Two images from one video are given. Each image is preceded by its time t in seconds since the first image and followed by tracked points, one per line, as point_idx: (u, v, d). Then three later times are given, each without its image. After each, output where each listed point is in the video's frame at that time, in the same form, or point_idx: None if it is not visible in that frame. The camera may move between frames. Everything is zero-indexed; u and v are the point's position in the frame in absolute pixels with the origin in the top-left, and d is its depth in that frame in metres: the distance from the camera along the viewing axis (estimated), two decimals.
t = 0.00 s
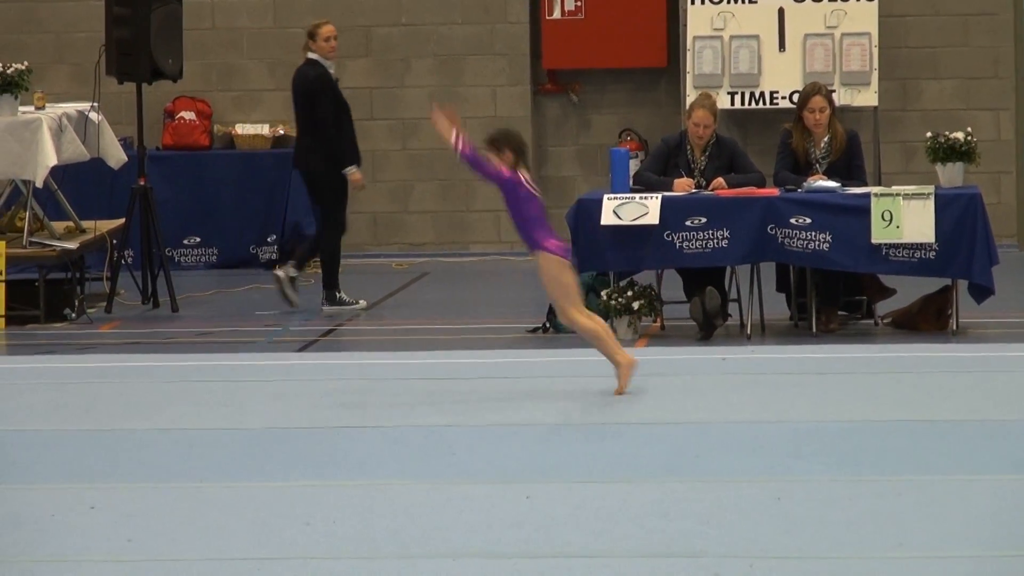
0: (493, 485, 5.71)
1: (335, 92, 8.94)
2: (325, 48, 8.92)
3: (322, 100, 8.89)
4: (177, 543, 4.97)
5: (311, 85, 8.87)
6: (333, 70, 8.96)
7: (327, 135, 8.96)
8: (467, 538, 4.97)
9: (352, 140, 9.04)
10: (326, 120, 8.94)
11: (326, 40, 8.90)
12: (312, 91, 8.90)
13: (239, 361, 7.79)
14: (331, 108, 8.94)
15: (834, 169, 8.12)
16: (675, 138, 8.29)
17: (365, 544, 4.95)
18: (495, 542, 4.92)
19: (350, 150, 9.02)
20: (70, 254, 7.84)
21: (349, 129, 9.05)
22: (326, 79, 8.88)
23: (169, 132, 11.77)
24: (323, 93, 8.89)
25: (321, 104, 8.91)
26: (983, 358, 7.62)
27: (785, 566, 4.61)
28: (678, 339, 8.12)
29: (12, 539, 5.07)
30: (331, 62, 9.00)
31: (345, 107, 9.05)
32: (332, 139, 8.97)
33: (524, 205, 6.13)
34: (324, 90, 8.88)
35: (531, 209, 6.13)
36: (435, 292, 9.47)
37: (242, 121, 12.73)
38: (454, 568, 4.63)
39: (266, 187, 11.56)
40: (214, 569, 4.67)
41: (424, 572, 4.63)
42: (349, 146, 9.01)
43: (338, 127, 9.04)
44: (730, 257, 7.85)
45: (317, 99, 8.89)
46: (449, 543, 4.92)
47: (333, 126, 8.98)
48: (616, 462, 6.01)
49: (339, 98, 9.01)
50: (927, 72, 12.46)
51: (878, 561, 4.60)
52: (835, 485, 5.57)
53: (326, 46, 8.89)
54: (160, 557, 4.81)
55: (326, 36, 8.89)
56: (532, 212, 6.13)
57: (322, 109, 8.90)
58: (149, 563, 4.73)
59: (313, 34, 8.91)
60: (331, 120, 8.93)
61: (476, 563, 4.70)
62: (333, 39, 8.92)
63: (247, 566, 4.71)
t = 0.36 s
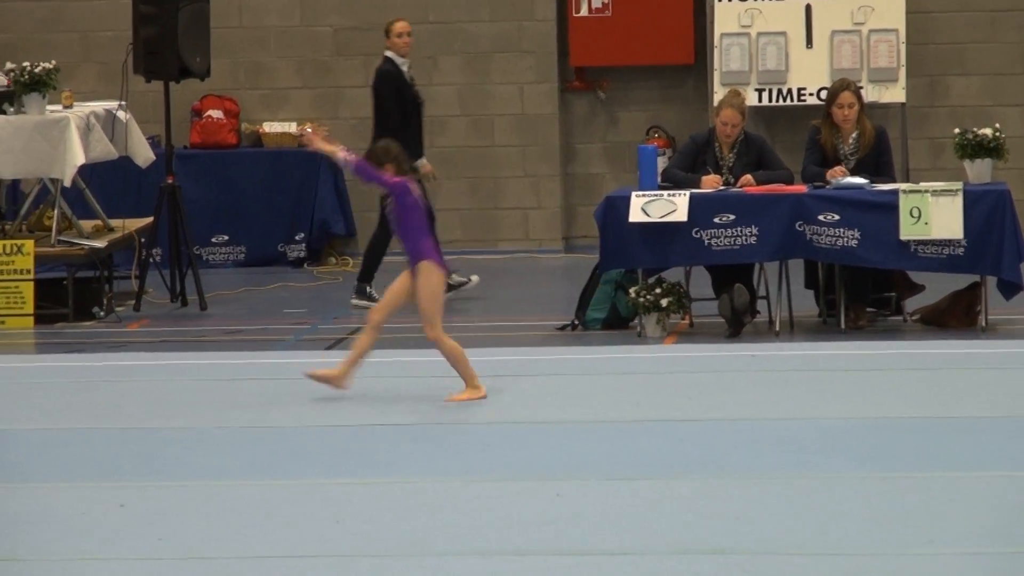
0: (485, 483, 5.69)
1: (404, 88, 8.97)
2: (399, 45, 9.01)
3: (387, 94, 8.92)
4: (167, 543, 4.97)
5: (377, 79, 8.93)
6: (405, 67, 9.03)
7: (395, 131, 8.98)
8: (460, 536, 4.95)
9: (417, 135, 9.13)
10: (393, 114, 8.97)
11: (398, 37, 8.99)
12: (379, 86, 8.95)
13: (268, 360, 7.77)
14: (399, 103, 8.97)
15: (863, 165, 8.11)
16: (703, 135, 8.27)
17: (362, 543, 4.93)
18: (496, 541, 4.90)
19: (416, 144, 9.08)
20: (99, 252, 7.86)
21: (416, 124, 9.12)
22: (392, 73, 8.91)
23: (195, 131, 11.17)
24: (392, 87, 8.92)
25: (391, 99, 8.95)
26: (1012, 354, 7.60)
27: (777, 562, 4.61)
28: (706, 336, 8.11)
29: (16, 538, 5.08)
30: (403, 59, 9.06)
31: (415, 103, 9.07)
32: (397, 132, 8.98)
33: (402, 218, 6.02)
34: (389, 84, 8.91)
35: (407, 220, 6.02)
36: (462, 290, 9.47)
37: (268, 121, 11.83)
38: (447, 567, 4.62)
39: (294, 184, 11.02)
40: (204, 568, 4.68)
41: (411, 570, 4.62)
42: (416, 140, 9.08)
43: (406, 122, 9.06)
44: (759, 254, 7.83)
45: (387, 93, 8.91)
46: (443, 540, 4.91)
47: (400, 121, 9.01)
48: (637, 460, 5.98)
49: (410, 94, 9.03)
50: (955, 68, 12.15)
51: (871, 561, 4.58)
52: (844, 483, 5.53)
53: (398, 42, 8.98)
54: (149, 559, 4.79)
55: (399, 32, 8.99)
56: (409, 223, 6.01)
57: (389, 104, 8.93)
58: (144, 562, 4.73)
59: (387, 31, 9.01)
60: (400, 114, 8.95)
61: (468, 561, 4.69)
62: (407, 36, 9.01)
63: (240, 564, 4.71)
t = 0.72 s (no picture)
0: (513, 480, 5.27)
1: (533, 80, 8.84)
2: (530, 35, 8.81)
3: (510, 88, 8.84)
4: (128, 536, 4.54)
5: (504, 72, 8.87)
6: (536, 58, 8.86)
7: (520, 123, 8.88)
8: (455, 534, 4.49)
9: (544, 128, 8.94)
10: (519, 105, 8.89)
11: (526, 28, 8.79)
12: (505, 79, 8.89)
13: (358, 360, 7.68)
14: (524, 97, 8.86)
15: (948, 161, 8.09)
16: (787, 132, 8.29)
17: (349, 539, 4.48)
18: (504, 539, 4.43)
19: (539, 137, 8.90)
20: (185, 250, 7.86)
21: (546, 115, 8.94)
22: (515, 65, 8.79)
23: (281, 128, 11.04)
24: (518, 78, 8.80)
25: (520, 93, 8.85)
26: None
27: (796, 561, 4.14)
28: (794, 332, 8.10)
29: None
30: (536, 49, 8.89)
31: (544, 96, 8.91)
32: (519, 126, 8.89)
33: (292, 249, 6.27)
34: (511, 76, 8.80)
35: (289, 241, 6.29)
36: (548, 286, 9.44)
37: (353, 118, 11.76)
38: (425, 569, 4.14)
39: (376, 183, 10.86)
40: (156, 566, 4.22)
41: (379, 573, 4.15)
42: (539, 134, 8.89)
43: (534, 115, 8.91)
44: (846, 252, 7.83)
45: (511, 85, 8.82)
46: (412, 539, 4.44)
47: (525, 114, 8.89)
48: (708, 451, 5.60)
49: (540, 86, 8.89)
50: None
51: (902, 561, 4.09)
52: (907, 478, 5.02)
53: (527, 33, 8.80)
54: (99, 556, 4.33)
55: (527, 23, 8.80)
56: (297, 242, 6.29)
57: (514, 95, 8.84)
58: (91, 560, 4.29)
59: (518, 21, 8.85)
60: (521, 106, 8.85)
61: (449, 563, 4.20)
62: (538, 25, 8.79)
63: (206, 564, 4.27)
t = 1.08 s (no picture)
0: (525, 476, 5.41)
1: (759, 76, 8.91)
2: (752, 32, 8.86)
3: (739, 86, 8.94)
4: (89, 522, 4.92)
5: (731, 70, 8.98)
6: (762, 56, 8.91)
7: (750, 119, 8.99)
8: (392, 534, 4.65)
9: (771, 124, 9.01)
10: (748, 103, 8.99)
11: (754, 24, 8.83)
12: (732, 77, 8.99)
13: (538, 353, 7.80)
14: (751, 95, 8.96)
15: None
16: (968, 124, 8.12)
17: (297, 534, 4.71)
18: (453, 537, 4.58)
19: (767, 134, 8.96)
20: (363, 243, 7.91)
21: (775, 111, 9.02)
22: (745, 62, 8.89)
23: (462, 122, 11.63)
24: (745, 77, 8.89)
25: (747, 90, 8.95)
26: None
27: (696, 558, 4.23)
28: (976, 327, 7.92)
29: (27, 507, 5.23)
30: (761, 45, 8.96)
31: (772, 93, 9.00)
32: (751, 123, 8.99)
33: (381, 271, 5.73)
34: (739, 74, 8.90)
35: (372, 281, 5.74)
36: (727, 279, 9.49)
37: (532, 111, 12.43)
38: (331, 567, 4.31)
39: (558, 176, 11.44)
40: (113, 547, 4.58)
41: (284, 571, 4.34)
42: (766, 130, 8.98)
43: (761, 112, 9.00)
44: None
45: (739, 83, 8.92)
46: (344, 539, 4.63)
47: (753, 111, 8.99)
48: (780, 450, 5.63)
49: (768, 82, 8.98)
50: None
51: (816, 564, 4.12)
52: (951, 478, 5.00)
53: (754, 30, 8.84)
54: (74, 536, 4.76)
55: (755, 20, 8.82)
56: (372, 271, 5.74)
57: (741, 92, 8.96)
58: (65, 535, 4.75)
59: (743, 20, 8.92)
60: (751, 103, 8.95)
61: (364, 558, 4.39)
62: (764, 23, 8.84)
63: (234, 558, 4.44)
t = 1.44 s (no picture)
0: (568, 475, 6.17)
1: (899, 67, 9.29)
2: (893, 26, 9.29)
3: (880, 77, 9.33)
4: (149, 516, 5.73)
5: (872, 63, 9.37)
6: (900, 48, 9.32)
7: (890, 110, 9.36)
8: (411, 533, 5.41)
9: (913, 112, 9.35)
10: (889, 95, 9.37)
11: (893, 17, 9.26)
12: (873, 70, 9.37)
13: (628, 352, 8.00)
14: (891, 87, 9.34)
15: None
16: None
17: (337, 530, 5.51)
18: (461, 534, 5.35)
19: (907, 123, 9.34)
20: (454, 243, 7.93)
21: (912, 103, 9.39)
22: (884, 54, 9.29)
23: (552, 121, 12.15)
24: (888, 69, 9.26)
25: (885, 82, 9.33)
26: None
27: (669, 555, 5.00)
28: None
29: (61, 503, 6.03)
30: (898, 39, 9.36)
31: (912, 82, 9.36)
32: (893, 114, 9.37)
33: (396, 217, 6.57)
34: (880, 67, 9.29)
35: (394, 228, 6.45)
36: (819, 275, 9.67)
37: (623, 109, 12.81)
38: (352, 563, 5.10)
39: (648, 174, 11.94)
40: (143, 544, 5.38)
41: (313, 567, 5.09)
42: (907, 120, 9.33)
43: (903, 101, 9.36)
44: None
45: (883, 76, 9.29)
46: (375, 537, 5.38)
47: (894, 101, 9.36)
48: (805, 453, 6.29)
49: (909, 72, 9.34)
50: None
51: (773, 560, 4.88)
52: (917, 484, 5.67)
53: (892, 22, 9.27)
54: (176, 505, 5.92)
55: (892, 13, 9.28)
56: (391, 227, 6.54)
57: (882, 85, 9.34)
58: (179, 496, 6.00)
59: (881, 13, 9.34)
60: (895, 95, 9.31)
61: (350, 555, 5.17)
62: (900, 16, 9.27)
63: (260, 554, 5.22)
